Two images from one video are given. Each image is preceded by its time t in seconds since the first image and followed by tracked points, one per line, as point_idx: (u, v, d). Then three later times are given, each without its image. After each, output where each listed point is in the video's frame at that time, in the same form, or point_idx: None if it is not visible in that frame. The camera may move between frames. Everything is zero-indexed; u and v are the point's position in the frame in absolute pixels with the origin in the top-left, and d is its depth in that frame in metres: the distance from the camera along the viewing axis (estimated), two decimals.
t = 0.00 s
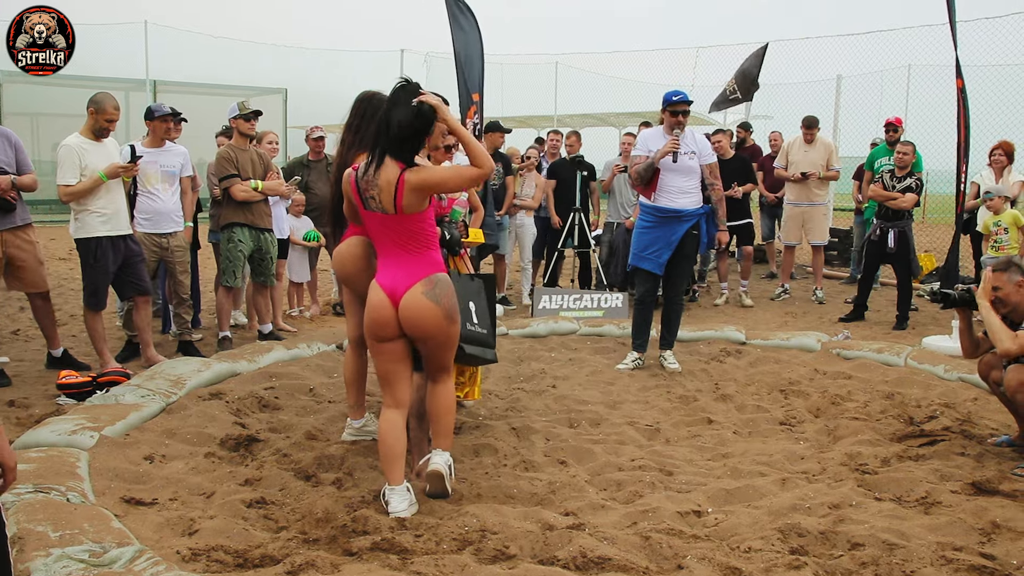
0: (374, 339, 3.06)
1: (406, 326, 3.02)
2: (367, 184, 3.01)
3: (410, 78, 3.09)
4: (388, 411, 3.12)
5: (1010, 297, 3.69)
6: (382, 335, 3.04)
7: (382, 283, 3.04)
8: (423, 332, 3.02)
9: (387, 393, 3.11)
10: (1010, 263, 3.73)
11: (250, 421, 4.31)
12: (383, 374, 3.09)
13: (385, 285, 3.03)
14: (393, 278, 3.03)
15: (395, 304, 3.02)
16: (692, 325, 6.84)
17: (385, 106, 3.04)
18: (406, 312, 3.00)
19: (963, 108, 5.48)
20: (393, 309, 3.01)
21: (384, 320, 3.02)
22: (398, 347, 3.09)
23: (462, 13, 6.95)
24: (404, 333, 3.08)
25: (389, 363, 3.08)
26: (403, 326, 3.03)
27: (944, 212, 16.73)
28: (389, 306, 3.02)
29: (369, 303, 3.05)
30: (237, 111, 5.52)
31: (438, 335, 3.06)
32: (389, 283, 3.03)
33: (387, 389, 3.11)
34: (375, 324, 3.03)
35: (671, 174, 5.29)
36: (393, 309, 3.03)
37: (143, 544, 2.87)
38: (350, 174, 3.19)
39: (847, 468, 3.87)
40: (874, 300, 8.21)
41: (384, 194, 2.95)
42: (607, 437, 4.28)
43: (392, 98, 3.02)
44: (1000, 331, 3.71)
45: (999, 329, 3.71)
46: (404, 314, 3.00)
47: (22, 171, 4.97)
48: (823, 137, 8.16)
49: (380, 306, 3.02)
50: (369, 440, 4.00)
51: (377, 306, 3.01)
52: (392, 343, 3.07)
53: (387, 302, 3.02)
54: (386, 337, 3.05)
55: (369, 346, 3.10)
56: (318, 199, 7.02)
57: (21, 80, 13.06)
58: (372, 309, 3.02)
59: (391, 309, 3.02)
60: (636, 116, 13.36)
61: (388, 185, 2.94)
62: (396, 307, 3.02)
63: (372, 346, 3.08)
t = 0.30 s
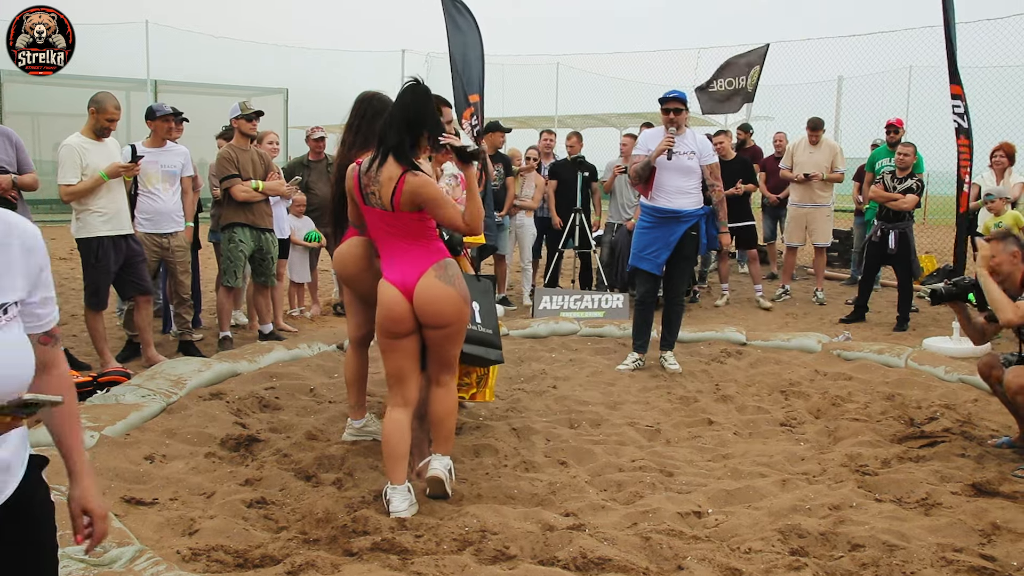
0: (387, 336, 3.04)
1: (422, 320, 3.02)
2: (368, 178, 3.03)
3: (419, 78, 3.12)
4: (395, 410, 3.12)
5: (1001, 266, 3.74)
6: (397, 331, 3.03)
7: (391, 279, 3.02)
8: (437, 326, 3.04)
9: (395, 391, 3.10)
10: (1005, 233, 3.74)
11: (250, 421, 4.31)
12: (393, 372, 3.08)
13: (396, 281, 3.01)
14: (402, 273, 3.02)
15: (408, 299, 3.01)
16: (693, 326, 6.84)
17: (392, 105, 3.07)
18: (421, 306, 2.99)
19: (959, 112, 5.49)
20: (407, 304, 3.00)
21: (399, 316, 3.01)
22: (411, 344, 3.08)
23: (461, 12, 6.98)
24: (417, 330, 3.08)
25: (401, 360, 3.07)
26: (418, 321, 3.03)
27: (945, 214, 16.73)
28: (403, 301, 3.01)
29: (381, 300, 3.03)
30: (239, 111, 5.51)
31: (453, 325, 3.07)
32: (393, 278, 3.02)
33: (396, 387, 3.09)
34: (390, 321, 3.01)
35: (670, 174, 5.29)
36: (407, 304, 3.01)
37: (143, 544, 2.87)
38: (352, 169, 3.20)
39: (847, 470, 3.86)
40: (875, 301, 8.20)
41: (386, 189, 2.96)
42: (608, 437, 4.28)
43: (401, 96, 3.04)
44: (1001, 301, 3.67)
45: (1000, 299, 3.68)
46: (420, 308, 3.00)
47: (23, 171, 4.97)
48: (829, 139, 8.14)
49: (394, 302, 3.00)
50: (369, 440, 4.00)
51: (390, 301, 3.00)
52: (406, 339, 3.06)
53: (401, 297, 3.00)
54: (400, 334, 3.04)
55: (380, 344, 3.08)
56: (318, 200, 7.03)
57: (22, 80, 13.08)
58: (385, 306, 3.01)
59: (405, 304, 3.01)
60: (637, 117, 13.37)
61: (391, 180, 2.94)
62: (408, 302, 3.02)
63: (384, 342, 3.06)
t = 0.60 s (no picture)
0: (389, 336, 3.05)
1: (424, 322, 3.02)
2: (375, 180, 3.05)
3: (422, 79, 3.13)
4: (396, 410, 3.12)
5: (1001, 211, 3.89)
6: (399, 332, 3.03)
7: (396, 279, 3.02)
8: (439, 328, 3.03)
9: (398, 392, 3.10)
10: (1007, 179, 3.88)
11: (250, 423, 4.31)
12: (395, 373, 3.09)
13: (400, 281, 3.01)
14: (406, 273, 3.02)
15: (411, 299, 3.01)
16: (693, 327, 6.84)
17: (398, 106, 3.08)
18: (423, 307, 2.99)
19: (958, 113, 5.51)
20: (410, 305, 3.00)
21: (401, 317, 3.01)
22: (413, 345, 3.08)
23: (457, 14, 6.88)
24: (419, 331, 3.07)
25: (403, 361, 3.07)
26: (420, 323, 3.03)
27: (945, 215, 16.74)
28: (406, 302, 3.00)
29: (384, 300, 3.03)
30: (238, 112, 5.51)
31: (456, 324, 3.06)
32: (398, 279, 3.02)
33: (398, 388, 3.10)
34: (392, 321, 3.01)
35: (669, 174, 5.30)
36: (410, 305, 3.01)
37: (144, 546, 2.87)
38: (358, 169, 3.22)
39: (847, 471, 3.86)
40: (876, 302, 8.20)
41: (392, 189, 2.97)
42: (608, 439, 4.28)
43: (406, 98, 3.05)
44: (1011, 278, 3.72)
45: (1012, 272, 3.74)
46: (423, 309, 3.00)
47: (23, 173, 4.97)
48: (832, 141, 8.13)
49: (397, 303, 3.00)
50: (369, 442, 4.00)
51: (393, 301, 3.00)
52: (408, 341, 3.06)
53: (404, 298, 3.01)
54: (402, 335, 3.04)
55: (383, 344, 3.09)
56: (319, 201, 7.04)
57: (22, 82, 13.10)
58: (388, 306, 3.01)
59: (408, 305, 3.01)
60: (637, 119, 13.37)
61: (397, 180, 2.96)
62: (411, 302, 3.01)
63: (387, 343, 3.07)
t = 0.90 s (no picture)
0: (380, 341, 3.07)
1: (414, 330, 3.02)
2: (380, 182, 3.04)
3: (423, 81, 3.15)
4: (390, 415, 3.12)
5: None
6: (389, 338, 3.04)
7: (391, 286, 3.03)
8: (428, 337, 3.02)
9: (390, 396, 3.10)
10: None
11: (251, 427, 4.31)
12: (387, 377, 3.09)
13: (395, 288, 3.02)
14: (401, 281, 3.03)
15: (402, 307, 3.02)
16: (694, 331, 6.84)
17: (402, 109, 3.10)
18: (412, 316, 2.99)
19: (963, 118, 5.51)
20: (400, 313, 3.01)
21: (391, 323, 3.03)
22: (404, 351, 3.09)
23: (457, 19, 6.96)
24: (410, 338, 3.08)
25: (394, 366, 3.08)
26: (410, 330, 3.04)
27: (945, 219, 16.75)
28: (396, 309, 3.03)
29: (376, 306, 3.06)
30: (238, 116, 5.52)
31: (444, 342, 3.05)
32: (393, 286, 3.03)
33: (390, 392, 3.10)
34: (382, 326, 3.04)
35: (668, 178, 5.32)
36: (399, 313, 3.03)
37: (144, 550, 2.87)
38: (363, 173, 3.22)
39: (848, 474, 3.86)
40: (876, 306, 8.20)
41: (396, 192, 2.97)
42: (609, 442, 4.28)
43: (410, 101, 3.08)
44: None
45: None
46: (411, 317, 3.00)
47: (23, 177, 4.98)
48: (826, 143, 8.14)
49: (387, 310, 3.03)
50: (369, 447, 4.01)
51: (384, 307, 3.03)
52: (398, 346, 3.07)
53: (394, 306, 3.02)
54: (392, 341, 3.05)
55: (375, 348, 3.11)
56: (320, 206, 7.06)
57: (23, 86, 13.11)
58: (379, 312, 3.04)
59: (398, 313, 3.02)
60: (637, 122, 13.37)
61: (401, 182, 2.95)
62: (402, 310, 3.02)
63: (378, 348, 3.09)
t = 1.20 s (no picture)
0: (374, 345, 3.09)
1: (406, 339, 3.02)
2: (387, 188, 3.06)
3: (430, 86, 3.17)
4: (386, 419, 3.11)
5: None
6: (381, 344, 3.06)
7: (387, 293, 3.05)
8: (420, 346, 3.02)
9: (383, 401, 3.11)
10: None
11: (250, 430, 4.31)
12: (381, 381, 3.10)
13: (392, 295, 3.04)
14: (398, 289, 3.04)
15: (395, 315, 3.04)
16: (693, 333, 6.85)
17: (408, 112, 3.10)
18: (404, 325, 3.00)
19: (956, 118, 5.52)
20: (392, 320, 3.03)
21: (384, 329, 3.04)
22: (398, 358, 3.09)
23: (458, 21, 6.99)
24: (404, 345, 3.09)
25: (387, 371, 3.09)
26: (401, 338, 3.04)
27: (944, 222, 16.77)
28: (388, 316, 3.04)
29: (372, 310, 3.08)
30: (237, 119, 5.52)
31: (435, 355, 3.04)
32: (390, 293, 3.05)
33: (385, 397, 3.11)
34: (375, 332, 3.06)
35: (666, 179, 5.33)
36: (393, 321, 3.04)
37: (144, 553, 2.86)
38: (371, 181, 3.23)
39: (847, 476, 3.86)
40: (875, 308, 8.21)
41: (402, 199, 2.98)
42: (608, 445, 4.28)
43: (418, 104, 3.08)
44: None
45: None
46: (403, 326, 3.01)
47: (22, 179, 4.97)
48: (817, 145, 8.17)
49: (381, 316, 3.04)
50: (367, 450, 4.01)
51: (379, 314, 3.05)
52: (392, 352, 3.08)
53: (388, 313, 3.04)
54: (385, 346, 3.07)
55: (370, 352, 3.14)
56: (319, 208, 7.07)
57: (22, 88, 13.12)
58: (374, 318, 3.06)
59: (391, 320, 3.04)
60: (636, 124, 13.39)
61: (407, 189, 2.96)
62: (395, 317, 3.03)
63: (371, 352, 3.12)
